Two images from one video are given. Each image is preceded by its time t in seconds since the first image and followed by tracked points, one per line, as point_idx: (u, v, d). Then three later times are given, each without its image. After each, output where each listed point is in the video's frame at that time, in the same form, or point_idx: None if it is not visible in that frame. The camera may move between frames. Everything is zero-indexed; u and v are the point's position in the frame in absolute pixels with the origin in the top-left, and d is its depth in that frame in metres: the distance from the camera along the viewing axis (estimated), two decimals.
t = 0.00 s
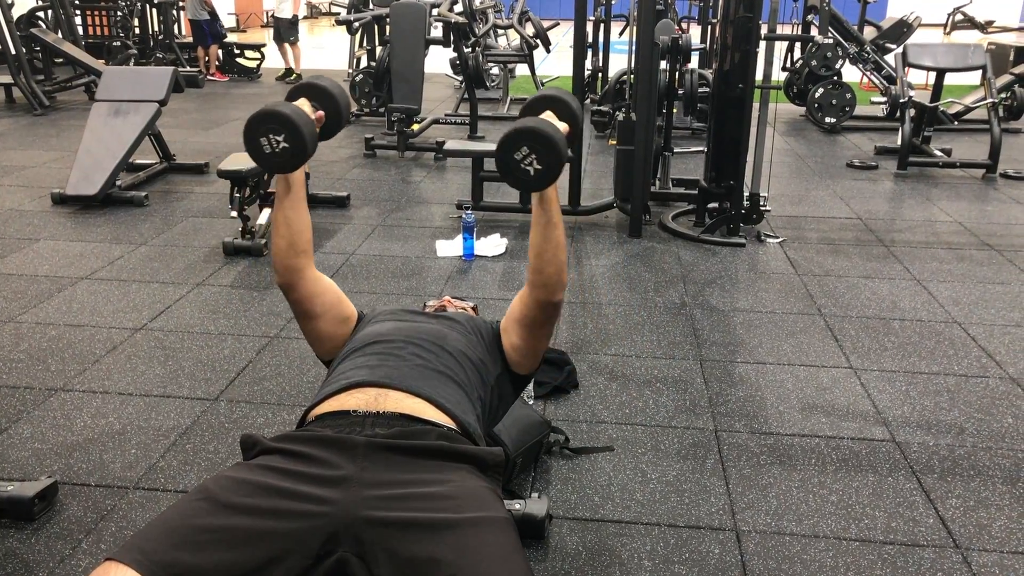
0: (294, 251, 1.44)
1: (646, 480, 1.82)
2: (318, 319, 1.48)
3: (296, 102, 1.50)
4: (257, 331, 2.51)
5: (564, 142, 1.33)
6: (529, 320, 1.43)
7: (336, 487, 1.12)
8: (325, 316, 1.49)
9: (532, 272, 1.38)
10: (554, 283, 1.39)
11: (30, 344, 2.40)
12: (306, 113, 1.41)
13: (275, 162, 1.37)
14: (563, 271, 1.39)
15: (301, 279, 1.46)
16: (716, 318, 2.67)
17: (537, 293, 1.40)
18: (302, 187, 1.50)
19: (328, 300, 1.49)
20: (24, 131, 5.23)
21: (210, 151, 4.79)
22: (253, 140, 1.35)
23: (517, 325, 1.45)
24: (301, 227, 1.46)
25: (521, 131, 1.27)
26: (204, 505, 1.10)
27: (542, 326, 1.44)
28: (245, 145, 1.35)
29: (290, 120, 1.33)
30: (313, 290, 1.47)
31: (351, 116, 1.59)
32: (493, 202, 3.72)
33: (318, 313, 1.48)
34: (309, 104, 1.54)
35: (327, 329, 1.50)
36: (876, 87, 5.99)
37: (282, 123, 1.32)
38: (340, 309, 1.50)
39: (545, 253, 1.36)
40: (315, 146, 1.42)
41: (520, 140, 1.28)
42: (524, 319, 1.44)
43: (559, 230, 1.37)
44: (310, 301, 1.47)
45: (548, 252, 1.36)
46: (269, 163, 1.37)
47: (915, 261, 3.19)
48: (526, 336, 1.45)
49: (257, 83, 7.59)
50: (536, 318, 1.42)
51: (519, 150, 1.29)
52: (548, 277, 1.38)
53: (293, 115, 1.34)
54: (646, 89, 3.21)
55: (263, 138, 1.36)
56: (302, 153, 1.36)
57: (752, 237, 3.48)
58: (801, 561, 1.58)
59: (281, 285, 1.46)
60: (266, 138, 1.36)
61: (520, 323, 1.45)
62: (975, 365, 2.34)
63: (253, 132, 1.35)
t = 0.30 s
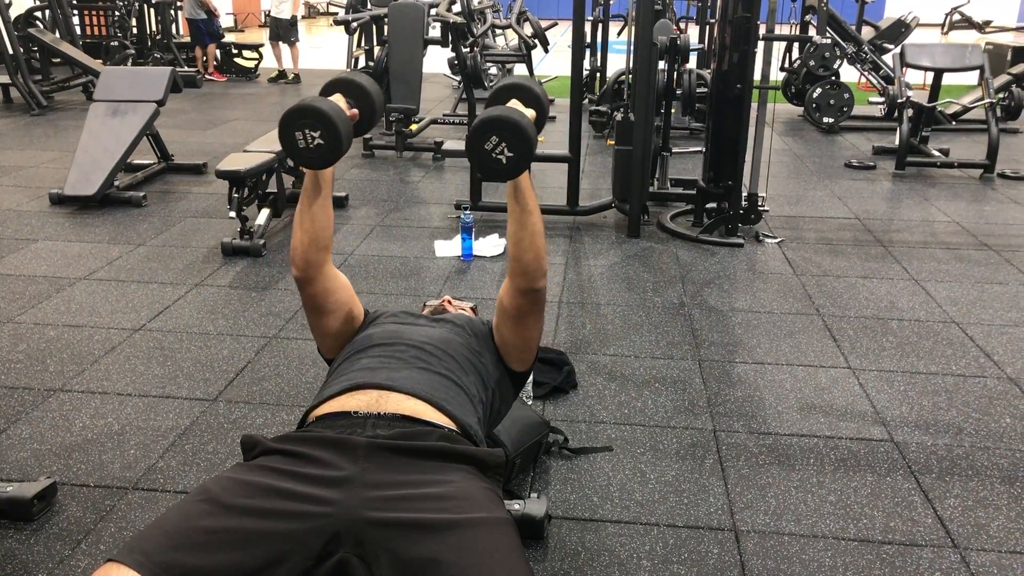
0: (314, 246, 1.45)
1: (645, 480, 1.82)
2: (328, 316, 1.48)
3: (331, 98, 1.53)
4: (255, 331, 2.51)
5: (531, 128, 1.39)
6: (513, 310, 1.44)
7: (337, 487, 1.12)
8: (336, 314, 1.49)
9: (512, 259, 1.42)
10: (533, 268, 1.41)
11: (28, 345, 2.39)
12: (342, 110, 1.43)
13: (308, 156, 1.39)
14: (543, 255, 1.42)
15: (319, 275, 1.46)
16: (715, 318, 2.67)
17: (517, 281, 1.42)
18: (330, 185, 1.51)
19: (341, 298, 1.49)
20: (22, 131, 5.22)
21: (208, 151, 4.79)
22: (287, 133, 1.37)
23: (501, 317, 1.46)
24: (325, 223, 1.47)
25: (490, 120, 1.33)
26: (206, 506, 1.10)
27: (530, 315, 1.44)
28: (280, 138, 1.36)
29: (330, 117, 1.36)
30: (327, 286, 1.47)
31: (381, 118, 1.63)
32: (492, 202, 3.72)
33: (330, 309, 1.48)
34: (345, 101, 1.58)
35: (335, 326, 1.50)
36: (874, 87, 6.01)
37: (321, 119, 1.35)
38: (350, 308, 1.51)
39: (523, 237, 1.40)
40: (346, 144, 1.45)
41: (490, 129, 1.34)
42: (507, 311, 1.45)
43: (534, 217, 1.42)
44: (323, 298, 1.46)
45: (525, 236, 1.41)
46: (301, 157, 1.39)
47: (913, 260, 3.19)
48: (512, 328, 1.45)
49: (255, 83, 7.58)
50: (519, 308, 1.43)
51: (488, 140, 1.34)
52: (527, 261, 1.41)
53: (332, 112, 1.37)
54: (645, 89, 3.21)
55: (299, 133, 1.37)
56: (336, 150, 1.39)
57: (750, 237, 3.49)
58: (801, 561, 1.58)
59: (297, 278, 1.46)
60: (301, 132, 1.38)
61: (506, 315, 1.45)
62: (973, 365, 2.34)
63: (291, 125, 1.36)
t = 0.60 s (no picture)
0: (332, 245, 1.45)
1: (645, 480, 1.83)
2: (338, 313, 1.49)
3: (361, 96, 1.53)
4: (255, 332, 2.51)
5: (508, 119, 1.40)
6: (505, 308, 1.45)
7: (339, 489, 1.12)
8: (345, 311, 1.50)
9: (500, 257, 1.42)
10: (521, 263, 1.42)
11: (28, 346, 2.39)
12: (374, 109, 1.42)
13: (338, 155, 1.37)
14: (530, 250, 1.43)
15: (333, 273, 1.46)
16: (714, 319, 2.67)
17: (505, 278, 1.43)
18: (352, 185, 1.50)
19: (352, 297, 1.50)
20: (20, 132, 5.22)
21: (207, 152, 4.79)
22: (319, 131, 1.35)
23: (495, 316, 1.46)
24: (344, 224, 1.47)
25: (465, 116, 1.34)
26: (208, 507, 1.10)
27: (523, 312, 1.45)
28: (311, 136, 1.35)
29: (363, 116, 1.34)
30: (340, 286, 1.47)
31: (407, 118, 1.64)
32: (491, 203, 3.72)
33: (340, 307, 1.49)
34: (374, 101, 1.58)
35: (343, 323, 1.51)
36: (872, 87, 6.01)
37: (355, 120, 1.33)
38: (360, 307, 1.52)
39: (508, 233, 1.41)
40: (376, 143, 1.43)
41: (466, 124, 1.35)
42: (500, 310, 1.45)
43: (519, 212, 1.43)
44: (335, 295, 1.47)
45: (511, 232, 1.42)
46: (332, 156, 1.37)
47: (912, 261, 3.20)
48: (506, 326, 1.46)
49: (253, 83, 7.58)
50: (510, 304, 1.44)
51: (465, 134, 1.35)
52: (513, 257, 1.41)
53: (366, 112, 1.35)
54: (644, 89, 3.21)
55: (331, 132, 1.36)
56: (367, 152, 1.37)
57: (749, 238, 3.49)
58: (800, 561, 1.58)
59: (310, 274, 1.46)
60: (334, 131, 1.36)
61: (498, 313, 1.46)
62: (972, 365, 2.35)
63: (323, 123, 1.35)
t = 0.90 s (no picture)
0: (344, 245, 1.45)
1: (645, 480, 1.83)
2: (344, 313, 1.50)
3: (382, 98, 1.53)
4: (254, 332, 2.50)
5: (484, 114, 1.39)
6: (499, 308, 1.45)
7: (341, 489, 1.12)
8: (351, 312, 1.50)
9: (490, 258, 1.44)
10: (510, 260, 1.44)
11: (27, 346, 2.39)
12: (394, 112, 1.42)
13: (358, 156, 1.37)
14: (518, 248, 1.45)
15: (344, 275, 1.46)
16: (713, 318, 2.67)
17: (496, 277, 1.44)
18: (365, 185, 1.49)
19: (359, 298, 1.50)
20: (18, 132, 5.21)
21: (206, 152, 4.78)
22: (340, 132, 1.35)
23: (490, 319, 1.47)
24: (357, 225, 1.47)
25: (437, 119, 1.34)
26: (211, 508, 1.10)
27: (518, 310, 1.45)
28: (331, 136, 1.34)
29: (385, 119, 1.34)
30: (349, 287, 1.47)
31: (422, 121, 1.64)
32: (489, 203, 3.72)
33: (347, 307, 1.49)
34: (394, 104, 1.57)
35: (348, 323, 1.51)
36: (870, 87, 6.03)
37: (378, 123, 1.33)
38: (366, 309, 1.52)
39: (496, 232, 1.43)
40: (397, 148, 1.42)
41: (438, 128, 1.34)
42: (495, 311, 1.46)
43: (505, 212, 1.45)
44: (344, 295, 1.47)
45: (498, 230, 1.44)
46: (351, 157, 1.37)
47: (911, 260, 3.20)
48: (501, 327, 1.46)
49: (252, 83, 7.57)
50: (504, 304, 1.44)
51: (438, 138, 1.35)
52: (501, 255, 1.43)
53: (388, 114, 1.35)
54: (643, 89, 3.21)
55: (352, 132, 1.35)
56: (385, 155, 1.37)
57: (748, 237, 3.50)
58: (800, 561, 1.58)
59: (319, 273, 1.46)
60: (354, 131, 1.35)
61: (493, 314, 1.46)
62: (971, 365, 2.35)
63: (344, 123, 1.34)
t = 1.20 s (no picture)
0: (342, 245, 1.45)
1: (644, 480, 1.83)
2: (343, 314, 1.49)
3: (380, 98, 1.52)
4: (253, 332, 2.50)
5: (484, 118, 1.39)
6: (494, 308, 1.45)
7: (340, 489, 1.12)
8: (349, 312, 1.50)
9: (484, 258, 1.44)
10: (505, 262, 1.43)
11: (25, 346, 2.39)
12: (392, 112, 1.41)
13: (357, 155, 1.36)
14: (513, 249, 1.43)
15: (342, 276, 1.46)
16: (712, 318, 2.67)
17: (491, 279, 1.43)
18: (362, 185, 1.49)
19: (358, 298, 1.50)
20: (16, 131, 5.20)
21: (204, 151, 4.78)
22: (338, 131, 1.34)
23: (487, 319, 1.47)
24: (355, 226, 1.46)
25: (438, 117, 1.33)
26: (210, 508, 1.10)
27: (513, 311, 1.44)
28: (330, 134, 1.34)
29: (384, 118, 1.34)
30: (347, 288, 1.47)
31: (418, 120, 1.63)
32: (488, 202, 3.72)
33: (346, 307, 1.49)
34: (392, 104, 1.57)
35: (347, 324, 1.51)
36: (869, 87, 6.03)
37: (376, 122, 1.33)
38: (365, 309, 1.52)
39: (490, 232, 1.43)
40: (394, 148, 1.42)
41: (438, 126, 1.34)
42: (490, 311, 1.46)
43: (500, 212, 1.45)
44: (343, 297, 1.47)
45: (493, 230, 1.43)
46: (350, 156, 1.36)
47: (909, 259, 3.20)
48: (497, 327, 1.46)
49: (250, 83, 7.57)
50: (498, 304, 1.44)
51: (437, 136, 1.35)
52: (495, 256, 1.42)
53: (387, 114, 1.35)
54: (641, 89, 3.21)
55: (349, 132, 1.35)
56: (384, 154, 1.36)
57: (746, 237, 3.50)
58: (800, 560, 1.58)
59: (317, 275, 1.45)
60: (352, 131, 1.35)
61: (489, 314, 1.46)
62: (970, 364, 2.35)
63: (342, 122, 1.34)
